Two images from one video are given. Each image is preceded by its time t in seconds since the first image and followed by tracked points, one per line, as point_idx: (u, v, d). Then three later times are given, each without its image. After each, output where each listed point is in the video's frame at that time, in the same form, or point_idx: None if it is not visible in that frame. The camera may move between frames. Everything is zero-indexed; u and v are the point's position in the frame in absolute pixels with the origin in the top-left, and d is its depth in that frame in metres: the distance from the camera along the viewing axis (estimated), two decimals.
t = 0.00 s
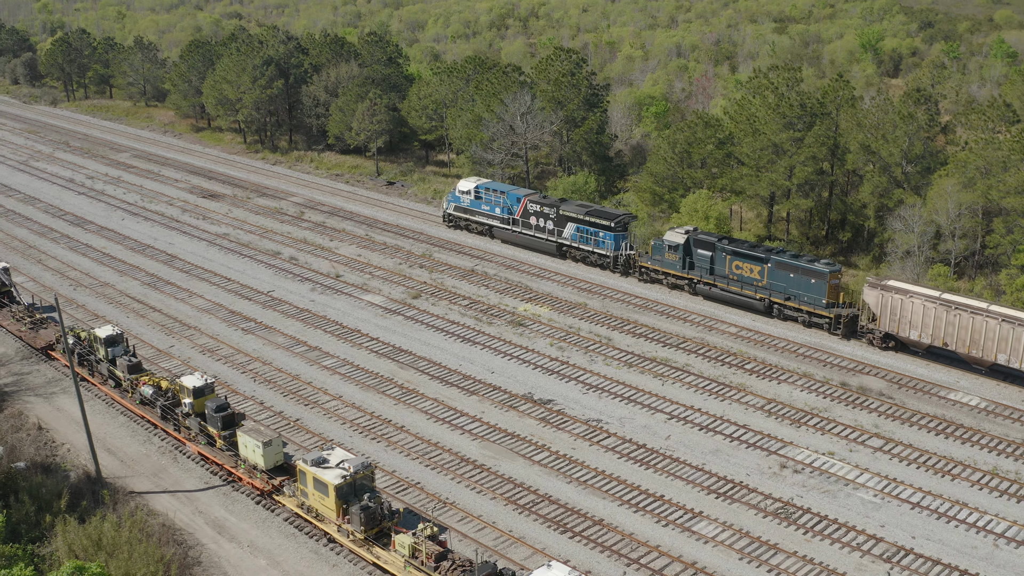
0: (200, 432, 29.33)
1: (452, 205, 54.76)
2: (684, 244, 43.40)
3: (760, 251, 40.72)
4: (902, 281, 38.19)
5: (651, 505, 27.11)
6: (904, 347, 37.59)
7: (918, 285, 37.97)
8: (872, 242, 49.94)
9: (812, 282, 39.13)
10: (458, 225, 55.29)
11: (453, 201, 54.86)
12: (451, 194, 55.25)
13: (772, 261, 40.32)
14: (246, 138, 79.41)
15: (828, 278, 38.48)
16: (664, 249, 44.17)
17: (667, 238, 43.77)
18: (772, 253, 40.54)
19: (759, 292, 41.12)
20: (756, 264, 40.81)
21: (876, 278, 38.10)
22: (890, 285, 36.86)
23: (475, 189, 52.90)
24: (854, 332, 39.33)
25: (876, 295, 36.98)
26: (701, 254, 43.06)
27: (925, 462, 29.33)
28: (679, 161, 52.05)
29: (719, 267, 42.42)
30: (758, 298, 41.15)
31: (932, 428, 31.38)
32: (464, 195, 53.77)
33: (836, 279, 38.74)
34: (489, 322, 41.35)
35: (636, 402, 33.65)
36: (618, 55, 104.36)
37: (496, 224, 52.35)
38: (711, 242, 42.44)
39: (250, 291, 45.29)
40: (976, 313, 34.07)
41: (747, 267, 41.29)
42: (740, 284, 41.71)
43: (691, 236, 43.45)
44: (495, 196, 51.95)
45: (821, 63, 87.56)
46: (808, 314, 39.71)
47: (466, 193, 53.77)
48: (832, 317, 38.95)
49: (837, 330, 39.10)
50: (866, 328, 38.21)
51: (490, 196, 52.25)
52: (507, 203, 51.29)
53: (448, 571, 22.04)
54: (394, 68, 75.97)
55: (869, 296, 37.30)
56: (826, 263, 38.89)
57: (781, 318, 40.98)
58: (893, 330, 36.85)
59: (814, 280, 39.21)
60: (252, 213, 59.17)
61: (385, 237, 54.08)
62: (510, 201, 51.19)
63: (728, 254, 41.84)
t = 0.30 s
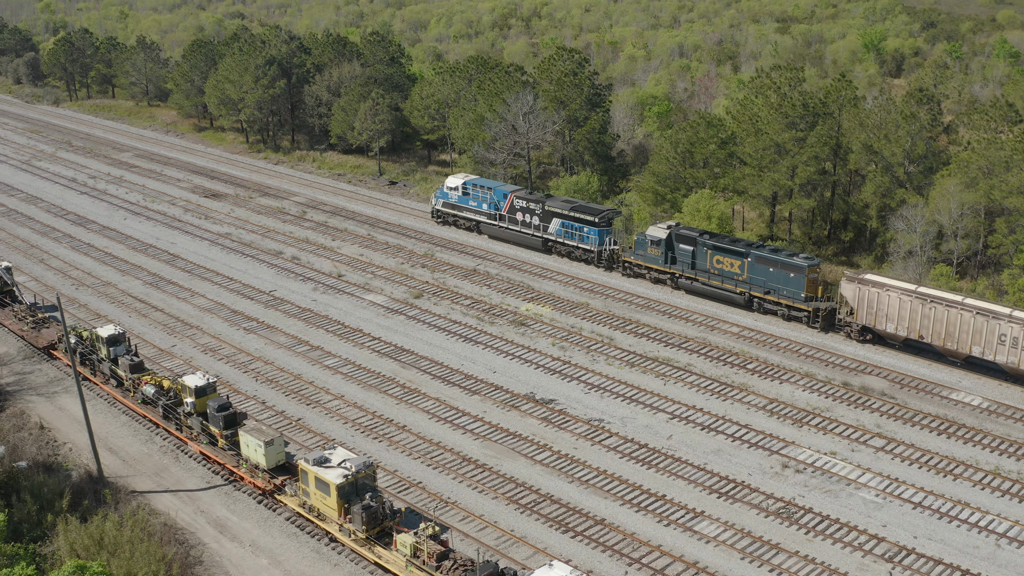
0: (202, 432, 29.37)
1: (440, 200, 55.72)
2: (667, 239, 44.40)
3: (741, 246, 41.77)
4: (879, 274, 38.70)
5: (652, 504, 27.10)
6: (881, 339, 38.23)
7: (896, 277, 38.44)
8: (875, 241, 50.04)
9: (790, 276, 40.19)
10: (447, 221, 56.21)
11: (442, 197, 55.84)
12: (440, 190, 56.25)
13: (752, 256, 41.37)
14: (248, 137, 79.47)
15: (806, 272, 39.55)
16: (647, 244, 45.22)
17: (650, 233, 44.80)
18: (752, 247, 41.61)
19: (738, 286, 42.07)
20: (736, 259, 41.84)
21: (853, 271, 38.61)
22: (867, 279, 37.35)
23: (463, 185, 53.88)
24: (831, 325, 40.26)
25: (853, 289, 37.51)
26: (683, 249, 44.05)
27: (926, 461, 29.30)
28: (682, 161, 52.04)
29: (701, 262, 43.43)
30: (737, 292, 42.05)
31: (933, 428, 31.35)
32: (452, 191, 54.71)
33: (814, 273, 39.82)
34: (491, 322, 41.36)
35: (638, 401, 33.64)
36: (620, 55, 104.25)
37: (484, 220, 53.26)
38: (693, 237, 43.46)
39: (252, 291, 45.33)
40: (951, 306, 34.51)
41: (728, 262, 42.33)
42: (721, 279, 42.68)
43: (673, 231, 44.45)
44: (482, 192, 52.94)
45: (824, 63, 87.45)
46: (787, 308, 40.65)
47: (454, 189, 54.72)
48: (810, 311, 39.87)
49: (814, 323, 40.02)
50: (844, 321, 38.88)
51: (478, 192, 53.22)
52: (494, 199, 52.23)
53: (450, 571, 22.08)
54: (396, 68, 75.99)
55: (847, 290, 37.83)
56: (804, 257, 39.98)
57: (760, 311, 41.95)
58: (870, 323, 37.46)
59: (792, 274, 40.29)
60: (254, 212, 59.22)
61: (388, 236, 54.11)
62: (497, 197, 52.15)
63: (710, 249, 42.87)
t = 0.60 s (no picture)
0: (202, 431, 29.38)
1: (427, 197, 56.48)
2: (647, 234, 44.84)
3: (719, 240, 42.14)
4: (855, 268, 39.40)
5: (653, 504, 27.12)
6: (857, 331, 39.02)
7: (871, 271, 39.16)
8: (875, 241, 50.03)
9: (768, 270, 40.72)
10: (433, 217, 56.96)
11: (428, 193, 56.58)
12: (427, 186, 57.01)
13: (730, 250, 41.80)
14: (248, 137, 79.55)
15: (783, 266, 40.09)
16: (628, 238, 45.62)
17: (631, 228, 45.18)
18: (730, 242, 41.99)
19: (717, 280, 42.62)
20: (714, 254, 42.25)
21: (830, 264, 39.28)
22: (842, 272, 38.05)
23: (449, 181, 54.56)
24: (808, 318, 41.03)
25: (829, 282, 38.22)
26: (664, 244, 44.50)
27: (926, 461, 29.33)
28: (682, 160, 52.03)
29: (681, 257, 43.89)
30: (717, 286, 42.68)
31: (933, 427, 31.37)
32: (438, 187, 55.41)
33: (791, 267, 40.35)
34: (491, 322, 41.38)
35: (638, 400, 33.68)
36: (621, 55, 104.23)
37: (469, 216, 53.93)
38: (672, 232, 43.84)
39: (253, 290, 45.35)
40: (924, 299, 35.17)
41: (707, 256, 42.75)
42: (700, 273, 43.23)
43: (654, 226, 44.84)
44: (468, 188, 53.63)
45: (824, 63, 87.46)
46: (765, 302, 41.29)
47: (440, 185, 55.36)
48: (787, 304, 40.55)
49: (792, 316, 40.69)
50: (821, 314, 39.60)
51: (463, 187, 53.91)
52: (479, 195, 52.86)
53: (450, 570, 22.11)
54: (396, 68, 75.96)
55: (823, 283, 38.51)
56: (781, 251, 40.46)
57: (738, 305, 42.51)
58: (846, 316, 38.18)
59: (770, 268, 40.82)
60: (254, 212, 59.25)
61: (388, 236, 54.14)
62: (482, 192, 52.74)
63: (689, 243, 43.27)
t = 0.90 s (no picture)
0: (202, 430, 29.38)
1: (414, 192, 57.24)
2: (628, 229, 45.87)
3: (698, 235, 43.15)
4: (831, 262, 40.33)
5: (653, 503, 27.14)
6: (834, 323, 39.89)
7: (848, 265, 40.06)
8: (875, 241, 49.97)
9: (746, 264, 41.56)
10: (421, 212, 57.74)
11: (415, 188, 57.34)
12: (414, 182, 57.77)
13: (709, 245, 42.72)
14: (248, 137, 79.53)
15: (760, 260, 40.90)
16: (610, 233, 46.72)
17: (612, 223, 46.31)
18: (710, 236, 42.92)
19: (697, 273, 43.51)
20: (694, 248, 43.22)
21: (806, 258, 40.24)
22: (819, 265, 38.98)
23: (436, 177, 55.37)
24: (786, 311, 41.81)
25: (806, 275, 39.14)
26: (644, 238, 45.49)
27: (926, 459, 29.35)
28: (682, 160, 52.01)
29: (661, 251, 44.84)
30: (696, 280, 43.49)
31: (933, 427, 31.38)
32: (425, 183, 56.18)
33: (768, 261, 41.15)
34: (491, 321, 41.39)
35: (638, 400, 33.68)
36: (621, 55, 104.12)
37: (455, 211, 54.73)
38: (653, 227, 44.87)
39: (253, 290, 45.35)
40: (898, 291, 36.05)
41: (687, 250, 43.74)
42: (680, 267, 44.15)
43: (634, 221, 45.90)
44: (454, 184, 54.41)
45: (825, 62, 87.38)
46: (743, 295, 42.06)
47: (427, 181, 56.17)
48: (765, 297, 41.30)
49: (770, 309, 41.38)
50: (797, 307, 40.37)
51: (449, 183, 54.70)
52: (465, 190, 53.69)
53: (450, 569, 22.14)
54: (396, 67, 75.86)
55: (800, 276, 39.43)
56: (759, 246, 41.28)
57: (718, 298, 43.37)
58: (822, 308, 39.05)
59: (748, 262, 41.67)
60: (254, 211, 59.25)
61: (388, 235, 54.16)
62: (468, 188, 53.62)
63: (669, 237, 44.28)
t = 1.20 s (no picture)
0: (202, 429, 29.39)
1: (400, 188, 58.18)
2: (608, 223, 46.73)
3: (675, 228, 43.85)
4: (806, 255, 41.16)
5: (653, 502, 27.15)
6: (807, 316, 40.71)
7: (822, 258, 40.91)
8: (875, 241, 49.95)
9: (722, 257, 42.29)
10: (406, 208, 58.68)
11: (401, 185, 58.25)
12: (399, 178, 58.69)
13: (686, 238, 43.46)
14: (249, 137, 79.55)
15: (736, 253, 41.61)
16: (590, 227, 47.53)
17: (592, 217, 47.11)
18: (687, 230, 43.66)
19: (675, 267, 44.32)
20: (672, 241, 43.97)
21: (781, 252, 41.09)
22: (793, 258, 39.86)
23: (421, 173, 56.37)
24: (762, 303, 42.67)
25: (780, 268, 40.01)
26: (624, 232, 46.32)
27: (927, 459, 29.37)
28: (682, 160, 51.95)
29: (640, 245, 45.61)
30: (674, 273, 44.37)
31: (933, 426, 31.39)
32: (410, 179, 57.16)
33: (744, 254, 41.88)
34: (492, 321, 41.40)
35: (638, 399, 33.70)
36: (622, 55, 104.04)
37: (440, 207, 55.68)
38: (632, 221, 45.70)
39: (253, 289, 45.37)
40: (870, 284, 36.87)
41: (664, 244, 44.50)
42: (658, 260, 44.93)
43: (614, 215, 46.74)
44: (438, 180, 55.38)
45: (825, 62, 87.32)
46: (720, 288, 42.94)
47: (412, 177, 57.13)
48: (741, 290, 42.16)
49: (746, 302, 42.24)
50: (772, 300, 41.22)
51: (434, 179, 55.68)
52: (449, 186, 54.67)
53: (450, 569, 22.20)
54: (397, 67, 75.82)
55: (775, 269, 40.28)
56: (735, 239, 41.98)
57: (695, 291, 44.22)
58: (796, 300, 39.90)
59: (724, 255, 42.37)
60: (254, 211, 59.27)
61: (389, 234, 54.17)
62: (452, 183, 54.57)
63: (648, 232, 45.04)
